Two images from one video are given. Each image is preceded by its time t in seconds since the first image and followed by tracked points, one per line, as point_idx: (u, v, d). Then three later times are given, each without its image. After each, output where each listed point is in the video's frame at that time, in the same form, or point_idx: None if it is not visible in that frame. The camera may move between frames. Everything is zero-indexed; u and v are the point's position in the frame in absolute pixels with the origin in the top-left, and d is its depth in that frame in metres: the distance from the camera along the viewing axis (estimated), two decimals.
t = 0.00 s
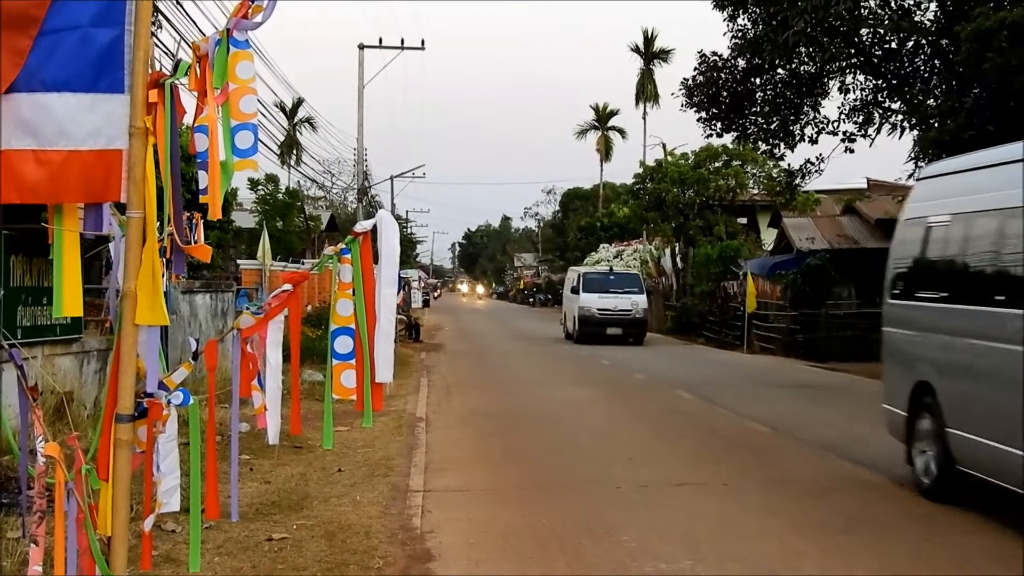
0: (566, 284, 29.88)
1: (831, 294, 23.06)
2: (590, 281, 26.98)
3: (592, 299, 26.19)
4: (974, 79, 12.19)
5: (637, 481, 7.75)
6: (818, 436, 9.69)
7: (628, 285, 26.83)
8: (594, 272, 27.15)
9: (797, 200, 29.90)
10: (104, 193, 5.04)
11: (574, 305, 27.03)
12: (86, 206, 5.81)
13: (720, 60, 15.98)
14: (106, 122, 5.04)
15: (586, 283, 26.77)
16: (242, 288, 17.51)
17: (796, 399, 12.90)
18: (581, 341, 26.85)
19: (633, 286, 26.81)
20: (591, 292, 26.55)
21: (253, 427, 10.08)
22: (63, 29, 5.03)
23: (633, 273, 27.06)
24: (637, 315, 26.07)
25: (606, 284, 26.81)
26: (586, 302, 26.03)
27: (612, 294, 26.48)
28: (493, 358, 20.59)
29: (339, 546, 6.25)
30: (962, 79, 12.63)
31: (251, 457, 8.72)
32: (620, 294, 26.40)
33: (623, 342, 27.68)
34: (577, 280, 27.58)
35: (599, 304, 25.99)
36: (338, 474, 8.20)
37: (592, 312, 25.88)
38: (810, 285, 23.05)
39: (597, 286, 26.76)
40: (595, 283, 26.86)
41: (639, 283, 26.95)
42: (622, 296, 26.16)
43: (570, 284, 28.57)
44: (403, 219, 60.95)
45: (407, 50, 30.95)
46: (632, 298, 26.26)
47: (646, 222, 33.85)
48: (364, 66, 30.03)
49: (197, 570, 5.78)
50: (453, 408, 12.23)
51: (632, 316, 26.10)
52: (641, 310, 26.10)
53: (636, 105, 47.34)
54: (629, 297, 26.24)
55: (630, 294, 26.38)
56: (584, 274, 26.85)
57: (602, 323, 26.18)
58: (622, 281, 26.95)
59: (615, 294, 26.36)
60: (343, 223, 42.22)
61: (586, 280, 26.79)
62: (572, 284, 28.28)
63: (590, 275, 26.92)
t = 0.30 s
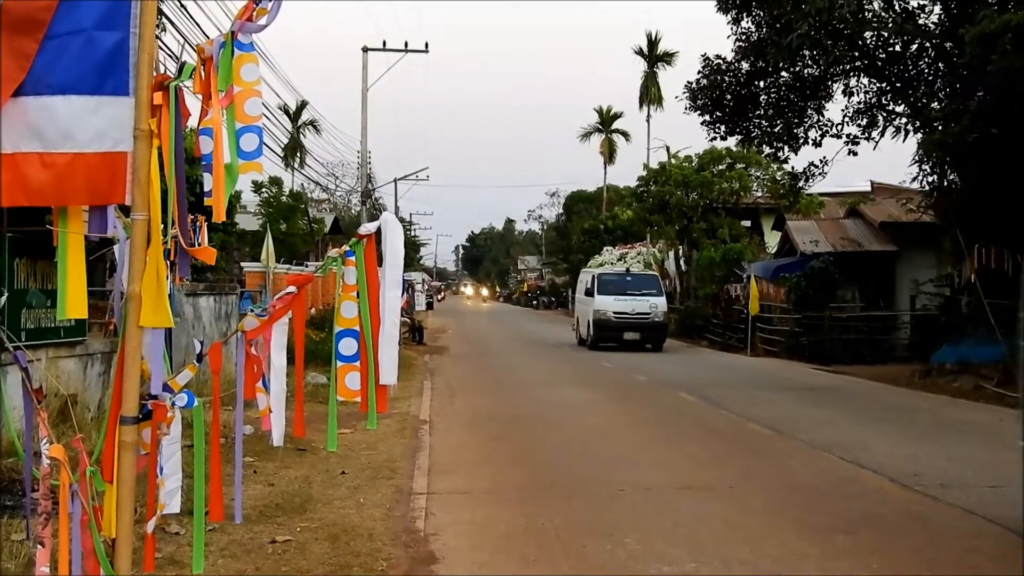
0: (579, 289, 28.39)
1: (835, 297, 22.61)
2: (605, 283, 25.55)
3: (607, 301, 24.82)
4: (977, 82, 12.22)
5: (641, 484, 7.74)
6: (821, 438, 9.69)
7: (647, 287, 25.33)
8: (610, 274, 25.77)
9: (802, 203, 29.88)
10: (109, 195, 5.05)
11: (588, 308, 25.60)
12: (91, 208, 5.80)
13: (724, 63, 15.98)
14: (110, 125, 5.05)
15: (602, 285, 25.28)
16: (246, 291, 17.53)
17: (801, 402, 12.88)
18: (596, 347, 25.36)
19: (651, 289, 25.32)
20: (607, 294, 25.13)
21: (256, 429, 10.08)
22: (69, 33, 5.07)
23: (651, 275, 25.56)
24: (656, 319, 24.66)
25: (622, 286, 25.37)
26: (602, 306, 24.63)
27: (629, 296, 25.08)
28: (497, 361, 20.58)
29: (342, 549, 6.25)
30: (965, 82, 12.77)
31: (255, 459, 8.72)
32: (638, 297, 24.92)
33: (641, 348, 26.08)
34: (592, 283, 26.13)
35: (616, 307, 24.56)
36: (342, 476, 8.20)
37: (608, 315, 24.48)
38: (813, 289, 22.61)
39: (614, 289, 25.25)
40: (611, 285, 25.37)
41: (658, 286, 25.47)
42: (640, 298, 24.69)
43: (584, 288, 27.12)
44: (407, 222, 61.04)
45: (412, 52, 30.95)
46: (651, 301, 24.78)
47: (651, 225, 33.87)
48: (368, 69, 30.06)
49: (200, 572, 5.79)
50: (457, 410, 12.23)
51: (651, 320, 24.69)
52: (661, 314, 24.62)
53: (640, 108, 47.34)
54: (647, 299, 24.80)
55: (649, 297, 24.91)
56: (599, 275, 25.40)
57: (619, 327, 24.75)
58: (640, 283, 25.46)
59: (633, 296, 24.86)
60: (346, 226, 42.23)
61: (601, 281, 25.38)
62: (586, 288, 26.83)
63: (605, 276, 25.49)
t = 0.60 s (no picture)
0: (595, 290, 27.01)
1: (839, 298, 22.70)
2: (625, 283, 24.12)
3: (627, 302, 23.41)
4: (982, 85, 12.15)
5: (644, 484, 7.74)
6: (825, 439, 9.68)
7: (668, 287, 23.90)
8: (629, 273, 24.35)
9: (806, 204, 29.87)
10: (114, 196, 5.05)
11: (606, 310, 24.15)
12: (96, 209, 5.81)
13: (729, 64, 16.00)
14: (117, 125, 5.03)
15: (620, 285, 23.86)
16: (251, 292, 17.55)
17: (805, 403, 12.88)
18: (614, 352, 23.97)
19: (675, 289, 23.83)
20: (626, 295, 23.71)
21: (261, 429, 10.08)
22: (77, 34, 5.07)
23: (674, 274, 24.04)
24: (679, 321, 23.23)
25: (643, 285, 23.95)
26: (621, 307, 23.22)
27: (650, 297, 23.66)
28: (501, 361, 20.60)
29: (347, 549, 6.24)
30: (970, 84, 12.65)
31: (259, 459, 8.72)
32: (660, 297, 23.49)
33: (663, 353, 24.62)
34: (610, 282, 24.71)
35: (637, 309, 23.15)
36: (346, 477, 8.21)
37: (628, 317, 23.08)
38: (818, 290, 22.74)
39: (635, 289, 23.79)
40: (631, 285, 23.92)
41: (681, 286, 23.95)
42: (662, 299, 23.29)
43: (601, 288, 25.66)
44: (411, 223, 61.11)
45: (416, 53, 30.96)
46: (674, 302, 23.34)
47: (655, 226, 33.90)
48: (373, 70, 30.09)
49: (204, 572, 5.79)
50: (461, 411, 12.23)
51: (673, 323, 23.26)
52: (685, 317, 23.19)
53: (645, 109, 47.35)
54: (670, 300, 23.37)
55: (672, 297, 23.47)
56: (618, 275, 23.99)
57: (639, 331, 23.34)
58: (662, 282, 23.99)
59: (655, 297, 23.43)
60: (351, 226, 42.29)
61: (620, 281, 23.99)
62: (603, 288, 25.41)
63: (624, 276, 24.10)
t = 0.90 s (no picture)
0: (609, 287, 25.29)
1: (840, 298, 22.73)
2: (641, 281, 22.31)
3: (644, 302, 21.61)
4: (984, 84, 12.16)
5: (645, 484, 7.74)
6: (826, 439, 9.68)
7: (689, 285, 22.01)
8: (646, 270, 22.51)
9: (807, 204, 29.87)
10: (115, 195, 5.05)
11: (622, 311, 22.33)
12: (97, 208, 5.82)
13: (730, 63, 15.97)
14: (118, 124, 5.03)
15: (637, 283, 22.03)
16: (251, 291, 17.55)
17: (806, 402, 12.88)
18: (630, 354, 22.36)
19: (696, 286, 21.97)
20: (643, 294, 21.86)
21: (262, 429, 10.07)
22: (78, 33, 5.07)
23: (695, 271, 22.18)
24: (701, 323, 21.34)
25: (661, 284, 22.07)
26: (638, 308, 21.44)
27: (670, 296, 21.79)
28: (502, 361, 20.61)
29: (347, 548, 6.25)
30: (970, 84, 12.65)
31: (260, 459, 8.73)
32: (680, 297, 21.64)
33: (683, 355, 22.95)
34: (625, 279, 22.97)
35: (655, 309, 21.35)
36: (347, 476, 8.21)
37: (645, 318, 21.25)
38: (819, 289, 22.78)
39: (653, 286, 21.97)
40: (649, 283, 22.08)
41: (703, 283, 22.06)
42: (683, 298, 21.48)
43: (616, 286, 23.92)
44: (412, 222, 61.15)
45: (417, 52, 30.95)
46: (696, 301, 21.51)
47: (656, 225, 33.93)
48: (374, 69, 30.06)
49: (205, 571, 5.79)
50: (462, 410, 12.24)
51: (695, 324, 21.37)
52: (707, 317, 21.35)
53: (646, 108, 47.33)
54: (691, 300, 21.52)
55: (693, 297, 21.61)
56: (634, 272, 22.17)
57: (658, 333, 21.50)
58: (682, 279, 22.13)
59: (675, 295, 21.62)
60: (352, 225, 42.31)
61: (636, 279, 22.18)
62: (618, 285, 23.74)
63: (641, 274, 22.29)
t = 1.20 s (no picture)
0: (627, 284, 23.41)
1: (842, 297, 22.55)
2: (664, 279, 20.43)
3: (669, 302, 19.74)
4: (987, 82, 12.15)
5: (647, 483, 7.74)
6: (828, 438, 9.67)
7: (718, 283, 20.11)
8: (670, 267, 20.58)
9: (809, 202, 29.83)
10: (117, 193, 5.08)
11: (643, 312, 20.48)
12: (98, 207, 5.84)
13: (732, 61, 15.98)
14: (120, 123, 5.07)
15: (661, 281, 20.05)
16: (254, 290, 17.55)
17: (808, 401, 12.87)
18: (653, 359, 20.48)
19: (726, 285, 20.01)
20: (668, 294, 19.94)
21: (264, 427, 10.06)
22: (77, 31, 5.08)
23: (725, 267, 20.22)
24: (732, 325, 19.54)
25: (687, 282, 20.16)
26: (663, 309, 19.58)
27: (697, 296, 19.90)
28: (505, 359, 20.62)
29: (350, 547, 6.26)
30: (974, 81, 12.66)
31: (263, 457, 8.73)
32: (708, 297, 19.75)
33: (710, 359, 21.04)
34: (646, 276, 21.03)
35: (681, 310, 19.49)
36: (349, 474, 8.21)
37: (672, 320, 19.36)
38: (821, 288, 22.74)
39: (678, 284, 19.98)
40: (674, 281, 20.06)
41: (733, 282, 20.12)
42: (712, 299, 19.56)
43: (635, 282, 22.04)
44: (414, 221, 61.17)
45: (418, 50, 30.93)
46: (726, 302, 19.60)
47: (658, 223, 33.97)
48: (375, 68, 30.03)
49: (209, 570, 5.81)
50: (464, 409, 12.25)
51: (725, 327, 19.53)
52: (738, 319, 19.50)
53: (648, 106, 47.29)
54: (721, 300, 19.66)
55: (723, 296, 19.75)
56: (657, 269, 20.19)
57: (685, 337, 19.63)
58: (711, 276, 20.12)
59: (703, 295, 19.67)
60: (354, 224, 42.32)
61: (660, 277, 20.28)
62: (637, 282, 21.84)
63: (664, 271, 20.39)
